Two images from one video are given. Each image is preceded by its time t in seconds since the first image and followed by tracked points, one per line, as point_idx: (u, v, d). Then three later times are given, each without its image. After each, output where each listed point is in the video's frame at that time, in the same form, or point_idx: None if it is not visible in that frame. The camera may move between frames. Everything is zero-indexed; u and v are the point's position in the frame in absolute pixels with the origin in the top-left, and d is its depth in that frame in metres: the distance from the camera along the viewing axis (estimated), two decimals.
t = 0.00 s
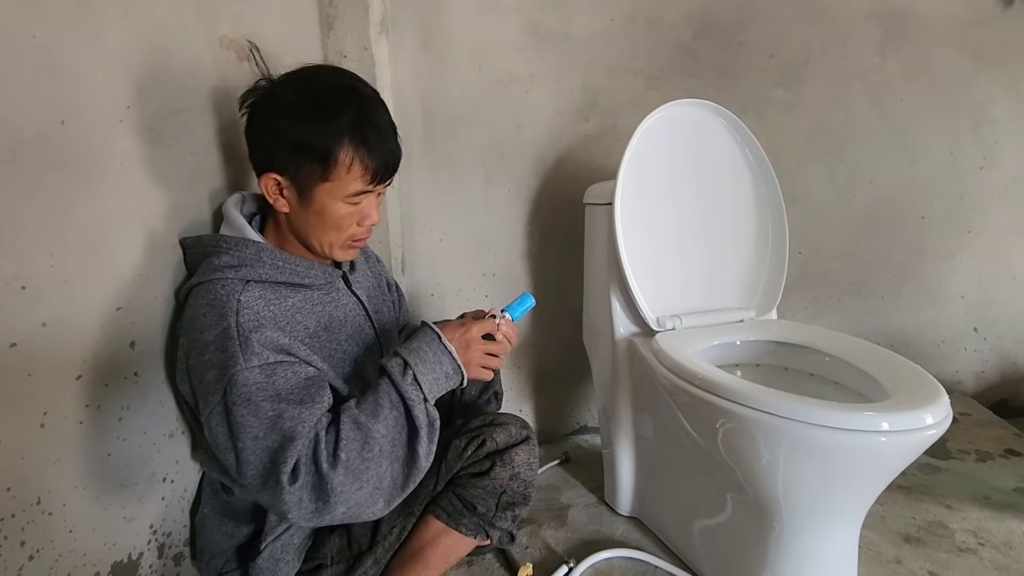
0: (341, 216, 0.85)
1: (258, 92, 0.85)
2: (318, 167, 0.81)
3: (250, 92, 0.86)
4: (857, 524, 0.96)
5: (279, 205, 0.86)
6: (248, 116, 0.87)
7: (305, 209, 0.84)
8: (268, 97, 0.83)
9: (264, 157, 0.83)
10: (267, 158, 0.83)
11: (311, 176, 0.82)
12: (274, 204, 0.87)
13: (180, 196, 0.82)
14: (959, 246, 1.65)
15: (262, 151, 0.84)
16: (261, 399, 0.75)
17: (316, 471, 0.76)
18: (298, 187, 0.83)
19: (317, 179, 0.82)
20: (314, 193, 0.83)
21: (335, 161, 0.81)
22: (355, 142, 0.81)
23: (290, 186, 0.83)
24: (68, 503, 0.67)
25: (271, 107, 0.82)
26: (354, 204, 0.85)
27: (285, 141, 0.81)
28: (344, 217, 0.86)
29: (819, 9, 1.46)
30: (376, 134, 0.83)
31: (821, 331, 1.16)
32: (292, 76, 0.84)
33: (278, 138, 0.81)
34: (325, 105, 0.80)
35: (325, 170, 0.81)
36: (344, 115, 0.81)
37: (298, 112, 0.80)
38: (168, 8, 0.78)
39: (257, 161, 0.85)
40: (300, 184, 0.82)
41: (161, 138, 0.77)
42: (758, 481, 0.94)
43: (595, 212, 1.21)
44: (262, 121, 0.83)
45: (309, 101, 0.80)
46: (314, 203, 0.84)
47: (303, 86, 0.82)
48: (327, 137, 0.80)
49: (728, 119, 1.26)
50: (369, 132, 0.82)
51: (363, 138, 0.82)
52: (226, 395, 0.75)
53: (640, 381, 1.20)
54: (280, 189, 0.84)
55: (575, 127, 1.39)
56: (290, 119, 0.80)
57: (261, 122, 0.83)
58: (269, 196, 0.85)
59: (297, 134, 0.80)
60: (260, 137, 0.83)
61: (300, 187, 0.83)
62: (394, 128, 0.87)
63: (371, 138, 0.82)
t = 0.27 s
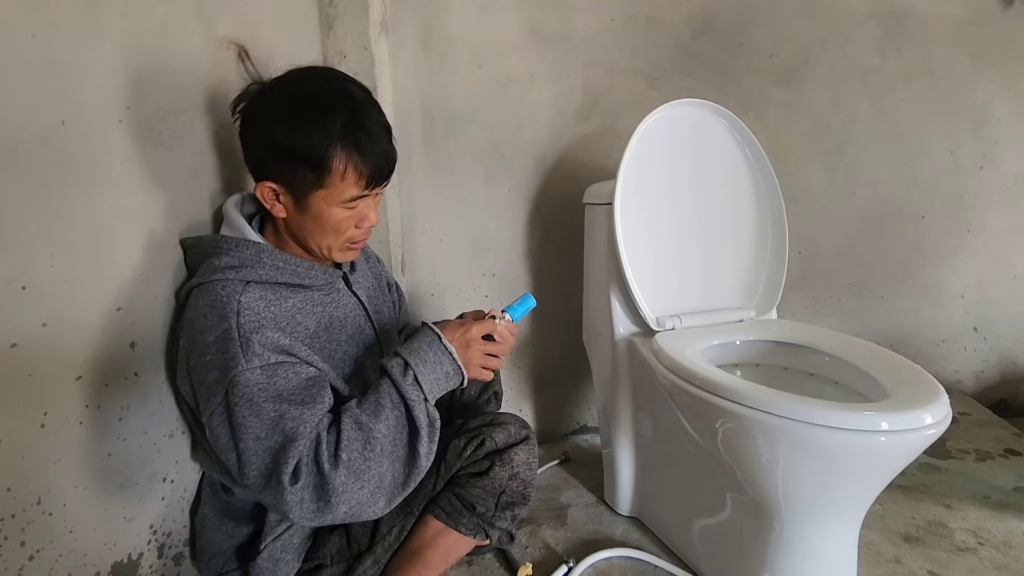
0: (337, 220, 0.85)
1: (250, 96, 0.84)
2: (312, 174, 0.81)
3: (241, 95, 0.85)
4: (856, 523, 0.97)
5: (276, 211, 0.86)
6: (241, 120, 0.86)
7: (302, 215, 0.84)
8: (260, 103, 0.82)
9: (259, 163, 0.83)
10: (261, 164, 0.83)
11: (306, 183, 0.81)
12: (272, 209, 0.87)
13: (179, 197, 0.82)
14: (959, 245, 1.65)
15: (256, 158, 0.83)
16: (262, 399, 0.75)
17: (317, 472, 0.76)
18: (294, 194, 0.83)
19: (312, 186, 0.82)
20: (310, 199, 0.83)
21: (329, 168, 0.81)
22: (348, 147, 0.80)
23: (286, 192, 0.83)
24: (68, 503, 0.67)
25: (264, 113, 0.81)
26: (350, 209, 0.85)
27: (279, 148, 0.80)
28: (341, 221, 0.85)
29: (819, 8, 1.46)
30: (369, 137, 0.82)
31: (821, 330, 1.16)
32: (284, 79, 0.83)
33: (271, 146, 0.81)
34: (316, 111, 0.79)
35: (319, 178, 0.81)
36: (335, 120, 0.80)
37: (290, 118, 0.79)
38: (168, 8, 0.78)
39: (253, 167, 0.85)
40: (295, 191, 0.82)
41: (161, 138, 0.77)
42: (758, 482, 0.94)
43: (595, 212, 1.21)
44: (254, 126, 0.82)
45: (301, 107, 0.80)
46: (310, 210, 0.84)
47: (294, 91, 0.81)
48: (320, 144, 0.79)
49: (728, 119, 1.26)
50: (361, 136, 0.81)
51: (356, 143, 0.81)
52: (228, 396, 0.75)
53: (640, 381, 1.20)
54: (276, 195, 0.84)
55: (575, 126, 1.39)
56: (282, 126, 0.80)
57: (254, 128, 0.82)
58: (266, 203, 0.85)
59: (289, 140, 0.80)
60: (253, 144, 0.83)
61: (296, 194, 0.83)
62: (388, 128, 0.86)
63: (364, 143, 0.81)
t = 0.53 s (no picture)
0: (336, 223, 0.85)
1: (245, 98, 0.84)
2: (309, 178, 0.81)
3: (237, 98, 0.85)
4: (856, 523, 0.96)
5: (274, 213, 0.86)
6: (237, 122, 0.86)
7: (301, 218, 0.84)
8: (255, 106, 0.81)
9: (256, 167, 0.83)
10: (258, 168, 0.83)
11: (303, 187, 0.81)
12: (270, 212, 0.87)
13: (179, 196, 0.82)
14: (959, 245, 1.65)
15: (253, 162, 0.83)
16: (262, 399, 0.75)
17: (317, 471, 0.76)
18: (292, 198, 0.83)
19: (309, 191, 0.82)
20: (308, 202, 0.83)
21: (326, 171, 0.81)
22: (344, 151, 0.80)
23: (284, 196, 0.83)
24: (68, 502, 0.67)
25: (260, 116, 0.81)
26: (348, 212, 0.85)
27: (275, 152, 0.80)
28: (340, 224, 0.85)
29: (820, 8, 1.45)
30: (365, 140, 0.81)
31: (821, 330, 1.16)
32: (279, 82, 0.82)
33: (268, 150, 0.81)
34: (312, 114, 0.79)
35: (316, 181, 0.81)
36: (331, 124, 0.79)
37: (286, 122, 0.79)
38: (168, 7, 0.78)
39: (250, 170, 0.85)
40: (293, 195, 0.82)
41: (161, 137, 0.77)
42: (759, 481, 0.94)
43: (595, 212, 1.21)
44: (251, 129, 0.82)
45: (297, 110, 0.79)
46: (309, 213, 0.84)
47: (288, 94, 0.80)
48: (316, 148, 0.79)
49: (728, 118, 1.26)
50: (357, 139, 0.81)
51: (352, 147, 0.81)
52: (227, 395, 0.75)
53: (640, 380, 1.20)
54: (275, 199, 0.84)
55: (575, 126, 1.39)
56: (278, 130, 0.80)
57: (250, 132, 0.82)
58: (265, 206, 0.85)
59: (285, 144, 0.80)
60: (250, 147, 0.82)
61: (294, 198, 0.83)
62: (385, 129, 0.86)
63: (360, 146, 0.81)
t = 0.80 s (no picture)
0: (339, 220, 0.85)
1: (247, 97, 0.84)
2: (311, 176, 0.81)
3: (239, 97, 0.85)
4: (857, 522, 0.96)
5: (277, 212, 0.86)
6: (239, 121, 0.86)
7: (303, 216, 0.85)
8: (257, 105, 0.81)
9: (259, 166, 0.83)
10: (261, 167, 0.83)
11: (306, 185, 0.81)
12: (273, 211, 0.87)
13: (181, 196, 0.82)
14: (959, 245, 1.65)
15: (256, 161, 0.83)
16: (265, 396, 0.75)
17: (320, 467, 0.76)
18: (295, 196, 0.83)
19: (311, 189, 0.82)
20: (311, 200, 0.83)
21: (328, 168, 0.81)
22: (346, 148, 0.80)
23: (287, 194, 0.83)
24: (68, 502, 0.67)
25: (262, 114, 0.81)
26: (350, 208, 0.85)
27: (278, 151, 0.80)
28: (342, 221, 0.85)
29: (821, 7, 1.45)
30: (367, 136, 0.81)
31: (821, 329, 1.16)
32: (280, 80, 0.82)
33: (270, 148, 0.81)
34: (313, 112, 0.79)
35: (318, 179, 0.81)
36: (331, 121, 0.79)
37: (288, 120, 0.79)
38: (170, 6, 0.78)
39: (253, 169, 0.85)
40: (296, 193, 0.82)
41: (163, 136, 0.77)
42: (759, 481, 0.94)
43: (596, 211, 1.21)
44: (253, 128, 0.82)
45: (298, 108, 0.79)
46: (311, 211, 0.84)
47: (289, 92, 0.80)
48: (318, 145, 0.79)
49: (729, 118, 1.26)
50: (359, 135, 0.80)
51: (353, 143, 0.80)
52: (230, 392, 0.75)
53: (640, 380, 1.20)
54: (277, 197, 0.84)
55: (576, 125, 1.39)
56: (280, 128, 0.80)
57: (252, 131, 0.82)
58: (268, 204, 0.85)
59: (286, 143, 0.80)
60: (253, 146, 0.82)
61: (296, 196, 0.83)
62: (387, 125, 0.85)
63: (361, 143, 0.81)
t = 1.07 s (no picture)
0: (347, 217, 0.85)
1: (253, 97, 0.84)
2: (321, 173, 0.81)
3: (244, 97, 0.85)
4: (857, 522, 0.96)
5: (285, 211, 0.86)
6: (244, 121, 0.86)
7: (312, 214, 0.84)
8: (264, 104, 0.81)
9: (266, 165, 0.83)
10: (269, 165, 0.83)
11: (315, 183, 0.81)
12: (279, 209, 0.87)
13: (181, 196, 0.82)
14: (959, 245, 1.65)
15: (263, 159, 0.83)
16: (269, 392, 0.75)
17: (324, 463, 0.76)
18: (304, 193, 0.83)
19: (321, 186, 0.82)
20: (320, 197, 0.83)
21: (338, 165, 0.81)
22: (356, 144, 0.80)
23: (296, 193, 0.83)
24: (68, 502, 0.67)
25: (270, 113, 0.81)
26: (359, 206, 0.85)
27: (286, 149, 0.80)
28: (350, 218, 0.85)
29: (821, 8, 1.45)
30: (376, 133, 0.82)
31: (822, 329, 1.16)
32: (288, 79, 0.82)
33: (279, 147, 0.81)
34: (323, 109, 0.79)
35: (328, 176, 0.81)
36: (340, 118, 0.80)
37: (297, 118, 0.79)
38: (170, 7, 0.78)
39: (258, 169, 0.85)
40: (305, 190, 0.82)
41: (163, 136, 0.77)
42: (760, 481, 0.94)
43: (596, 211, 1.21)
44: (260, 128, 0.82)
45: (307, 106, 0.79)
46: (320, 209, 0.84)
47: (296, 91, 0.80)
48: (328, 142, 0.79)
49: (729, 118, 1.26)
50: (368, 132, 0.81)
51: (363, 140, 0.81)
52: (234, 389, 0.75)
53: (640, 380, 1.20)
54: (285, 195, 0.84)
55: (576, 125, 1.39)
56: (289, 126, 0.80)
57: (259, 130, 0.82)
58: (275, 203, 0.85)
59: (296, 141, 0.80)
60: (260, 145, 0.82)
61: (305, 193, 0.83)
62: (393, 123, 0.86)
63: (371, 139, 0.81)
